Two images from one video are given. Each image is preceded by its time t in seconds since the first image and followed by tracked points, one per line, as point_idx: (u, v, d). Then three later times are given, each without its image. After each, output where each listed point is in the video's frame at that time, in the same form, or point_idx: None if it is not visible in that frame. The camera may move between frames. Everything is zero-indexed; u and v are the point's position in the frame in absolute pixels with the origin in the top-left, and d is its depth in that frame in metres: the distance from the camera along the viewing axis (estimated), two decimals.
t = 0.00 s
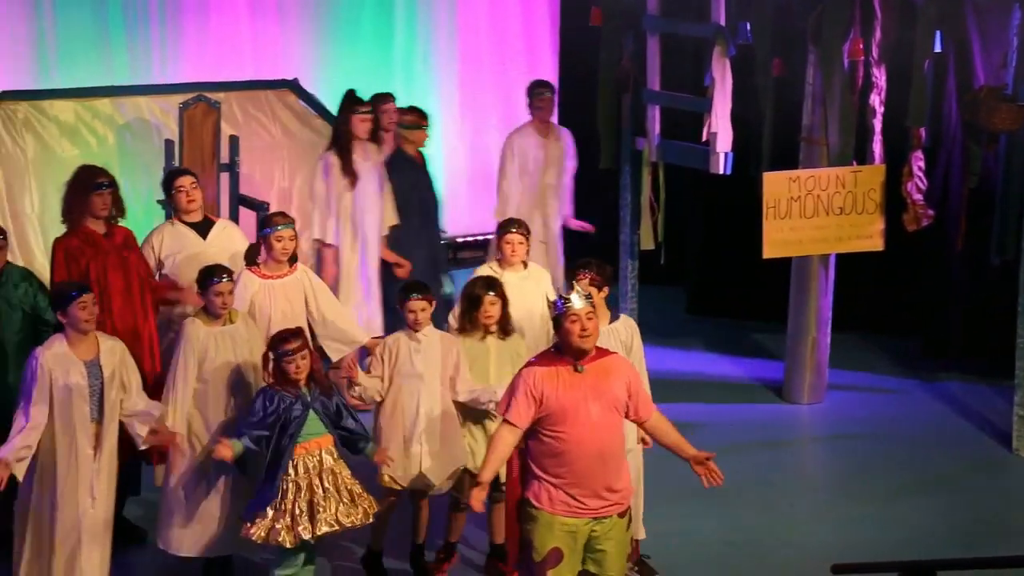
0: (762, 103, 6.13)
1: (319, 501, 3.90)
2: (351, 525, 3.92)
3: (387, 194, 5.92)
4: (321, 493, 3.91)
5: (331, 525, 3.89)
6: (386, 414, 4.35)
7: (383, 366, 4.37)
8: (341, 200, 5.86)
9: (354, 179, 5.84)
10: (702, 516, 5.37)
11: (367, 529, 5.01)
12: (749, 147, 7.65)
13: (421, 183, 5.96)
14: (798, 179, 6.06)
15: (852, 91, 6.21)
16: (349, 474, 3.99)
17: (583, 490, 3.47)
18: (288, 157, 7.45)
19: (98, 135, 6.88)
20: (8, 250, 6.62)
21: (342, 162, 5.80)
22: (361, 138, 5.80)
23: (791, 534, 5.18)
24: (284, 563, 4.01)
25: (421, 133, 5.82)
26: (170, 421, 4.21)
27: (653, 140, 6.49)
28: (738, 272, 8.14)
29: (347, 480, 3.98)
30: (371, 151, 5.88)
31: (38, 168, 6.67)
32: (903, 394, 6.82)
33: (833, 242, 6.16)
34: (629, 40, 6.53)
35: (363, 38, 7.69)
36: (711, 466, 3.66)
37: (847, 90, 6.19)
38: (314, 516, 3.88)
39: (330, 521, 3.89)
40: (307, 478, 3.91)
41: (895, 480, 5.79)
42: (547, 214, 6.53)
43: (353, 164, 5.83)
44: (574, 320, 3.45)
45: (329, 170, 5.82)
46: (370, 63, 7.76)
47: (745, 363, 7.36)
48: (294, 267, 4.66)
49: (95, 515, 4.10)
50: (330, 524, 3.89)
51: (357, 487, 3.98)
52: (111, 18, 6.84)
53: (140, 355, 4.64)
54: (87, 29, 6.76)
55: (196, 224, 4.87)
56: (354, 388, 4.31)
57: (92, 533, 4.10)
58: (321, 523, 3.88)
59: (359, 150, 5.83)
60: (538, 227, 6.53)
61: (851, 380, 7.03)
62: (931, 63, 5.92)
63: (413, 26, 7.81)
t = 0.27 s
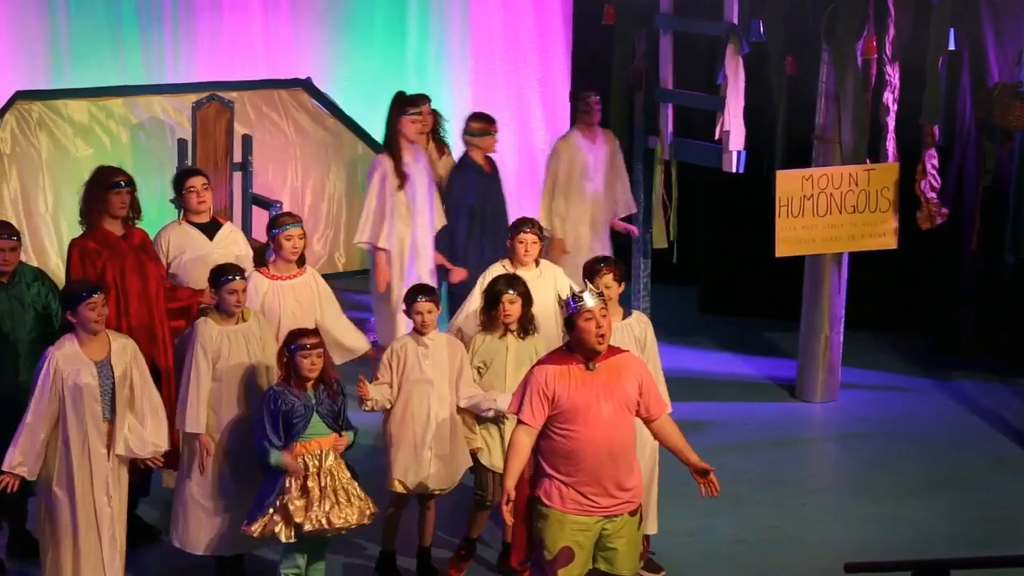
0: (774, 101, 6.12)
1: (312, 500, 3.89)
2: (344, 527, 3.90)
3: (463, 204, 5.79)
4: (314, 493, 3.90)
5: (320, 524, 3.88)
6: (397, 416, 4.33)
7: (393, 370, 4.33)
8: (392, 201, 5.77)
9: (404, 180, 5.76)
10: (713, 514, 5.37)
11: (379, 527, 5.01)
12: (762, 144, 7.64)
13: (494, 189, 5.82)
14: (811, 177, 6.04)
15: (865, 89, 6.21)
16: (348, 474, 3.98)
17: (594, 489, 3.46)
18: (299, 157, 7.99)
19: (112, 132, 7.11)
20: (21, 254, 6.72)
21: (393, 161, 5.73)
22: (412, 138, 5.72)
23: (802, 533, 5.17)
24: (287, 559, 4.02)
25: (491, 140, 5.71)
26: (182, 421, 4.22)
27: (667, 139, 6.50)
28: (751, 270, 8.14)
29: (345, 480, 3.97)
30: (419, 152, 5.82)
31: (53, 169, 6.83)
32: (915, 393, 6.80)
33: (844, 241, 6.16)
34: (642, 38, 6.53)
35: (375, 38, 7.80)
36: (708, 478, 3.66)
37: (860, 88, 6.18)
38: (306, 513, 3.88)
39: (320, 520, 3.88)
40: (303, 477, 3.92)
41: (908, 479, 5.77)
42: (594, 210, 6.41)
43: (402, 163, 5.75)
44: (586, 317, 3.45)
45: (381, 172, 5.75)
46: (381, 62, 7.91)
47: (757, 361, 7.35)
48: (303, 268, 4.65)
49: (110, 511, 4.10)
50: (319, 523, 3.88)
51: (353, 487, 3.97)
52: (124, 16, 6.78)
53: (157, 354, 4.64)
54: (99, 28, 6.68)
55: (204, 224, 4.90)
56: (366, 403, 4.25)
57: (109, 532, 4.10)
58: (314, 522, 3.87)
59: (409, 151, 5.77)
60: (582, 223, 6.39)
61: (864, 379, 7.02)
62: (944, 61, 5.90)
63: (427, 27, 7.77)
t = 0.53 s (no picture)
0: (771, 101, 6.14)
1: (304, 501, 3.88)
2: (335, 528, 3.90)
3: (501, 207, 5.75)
4: (308, 493, 3.89)
5: (314, 525, 3.87)
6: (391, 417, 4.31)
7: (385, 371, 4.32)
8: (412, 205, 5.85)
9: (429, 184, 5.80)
10: (711, 513, 5.37)
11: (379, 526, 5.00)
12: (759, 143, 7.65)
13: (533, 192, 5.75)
14: (808, 176, 6.04)
15: (861, 88, 6.22)
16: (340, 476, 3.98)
17: (588, 488, 3.45)
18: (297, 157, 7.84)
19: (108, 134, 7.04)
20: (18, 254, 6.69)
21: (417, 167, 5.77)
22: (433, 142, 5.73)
23: (799, 532, 5.17)
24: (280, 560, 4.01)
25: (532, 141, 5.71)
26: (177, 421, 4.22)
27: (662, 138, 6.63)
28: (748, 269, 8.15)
29: (336, 480, 3.96)
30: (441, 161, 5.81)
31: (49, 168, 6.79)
32: (912, 392, 6.81)
33: (841, 240, 6.17)
34: (639, 38, 6.54)
35: (372, 38, 7.82)
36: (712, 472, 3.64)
37: (857, 87, 6.19)
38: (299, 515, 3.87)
39: (313, 521, 3.88)
40: (295, 477, 3.91)
41: (905, 477, 5.78)
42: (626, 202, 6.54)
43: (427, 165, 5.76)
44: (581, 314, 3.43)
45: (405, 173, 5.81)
46: (378, 63, 7.91)
47: (754, 360, 7.36)
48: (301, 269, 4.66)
49: (102, 512, 4.09)
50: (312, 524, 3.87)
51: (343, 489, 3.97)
52: (122, 16, 6.82)
53: (154, 355, 4.64)
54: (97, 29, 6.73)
55: (197, 228, 4.89)
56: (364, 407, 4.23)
57: (100, 532, 4.10)
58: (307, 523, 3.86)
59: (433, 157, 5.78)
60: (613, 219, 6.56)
61: (862, 378, 7.03)
62: (940, 60, 5.91)
63: (425, 29, 7.93)
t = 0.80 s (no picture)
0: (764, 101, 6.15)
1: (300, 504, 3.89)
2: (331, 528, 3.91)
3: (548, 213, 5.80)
4: (303, 496, 3.90)
5: (311, 527, 3.88)
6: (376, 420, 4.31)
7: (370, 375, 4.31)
8: (446, 208, 5.80)
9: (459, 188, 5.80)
10: (704, 513, 5.37)
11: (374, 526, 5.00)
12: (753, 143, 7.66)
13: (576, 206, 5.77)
14: (802, 176, 6.05)
15: (855, 88, 6.23)
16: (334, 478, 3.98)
17: (575, 495, 3.45)
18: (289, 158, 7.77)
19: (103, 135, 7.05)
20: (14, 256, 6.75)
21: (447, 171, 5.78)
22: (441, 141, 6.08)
23: (793, 532, 5.17)
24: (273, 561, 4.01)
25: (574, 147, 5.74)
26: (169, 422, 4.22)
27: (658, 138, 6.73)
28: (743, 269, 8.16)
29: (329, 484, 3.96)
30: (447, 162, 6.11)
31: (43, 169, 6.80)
32: (907, 392, 6.82)
33: (835, 240, 6.16)
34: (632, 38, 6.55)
35: (366, 37, 7.80)
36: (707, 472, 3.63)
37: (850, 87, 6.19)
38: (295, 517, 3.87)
39: (310, 523, 3.88)
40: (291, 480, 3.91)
41: (899, 477, 5.78)
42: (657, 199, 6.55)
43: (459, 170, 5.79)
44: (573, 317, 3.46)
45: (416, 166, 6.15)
46: (372, 63, 7.88)
47: (750, 360, 7.36)
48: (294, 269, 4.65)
49: (92, 514, 4.09)
50: (309, 526, 3.88)
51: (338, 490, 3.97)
52: (115, 18, 6.82)
53: (148, 357, 4.65)
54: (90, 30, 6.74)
55: (194, 228, 4.85)
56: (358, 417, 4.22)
57: (90, 534, 4.10)
58: (303, 525, 3.87)
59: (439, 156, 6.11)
60: (647, 218, 6.55)
61: (857, 378, 7.04)
62: (933, 60, 5.92)
63: (418, 30, 7.93)
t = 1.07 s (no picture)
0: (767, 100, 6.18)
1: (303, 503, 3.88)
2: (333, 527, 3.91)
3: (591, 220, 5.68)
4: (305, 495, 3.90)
5: (312, 526, 3.88)
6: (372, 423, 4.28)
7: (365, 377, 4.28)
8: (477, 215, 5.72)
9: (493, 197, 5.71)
10: (708, 513, 5.37)
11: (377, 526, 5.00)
12: (756, 143, 7.68)
13: (615, 209, 5.68)
14: (805, 176, 6.05)
15: (858, 88, 6.25)
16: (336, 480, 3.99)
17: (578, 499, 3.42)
18: (293, 158, 7.71)
19: (105, 135, 7.05)
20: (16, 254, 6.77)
21: (480, 175, 5.68)
22: (463, 147, 6.05)
23: (797, 532, 5.16)
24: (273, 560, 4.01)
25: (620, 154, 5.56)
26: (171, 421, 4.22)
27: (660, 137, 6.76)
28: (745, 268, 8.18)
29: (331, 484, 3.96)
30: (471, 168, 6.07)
31: (46, 169, 6.84)
32: (910, 392, 6.82)
33: (839, 240, 6.17)
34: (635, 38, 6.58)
35: (370, 41, 8.11)
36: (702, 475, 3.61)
37: (853, 87, 6.21)
38: (299, 516, 3.87)
39: (311, 522, 3.88)
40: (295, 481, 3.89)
41: (902, 477, 5.78)
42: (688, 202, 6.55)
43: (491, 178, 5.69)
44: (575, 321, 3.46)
45: (438, 174, 6.06)
46: (376, 63, 8.17)
47: (752, 360, 7.36)
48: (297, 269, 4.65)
49: (95, 513, 4.09)
50: (311, 525, 3.88)
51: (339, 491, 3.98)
52: (118, 17, 7.04)
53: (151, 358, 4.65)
54: (94, 29, 6.98)
55: (200, 228, 4.84)
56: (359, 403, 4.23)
57: (93, 533, 4.09)
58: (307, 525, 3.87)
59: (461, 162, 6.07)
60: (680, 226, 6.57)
61: (860, 378, 7.03)
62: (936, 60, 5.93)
63: (422, 32, 8.32)
